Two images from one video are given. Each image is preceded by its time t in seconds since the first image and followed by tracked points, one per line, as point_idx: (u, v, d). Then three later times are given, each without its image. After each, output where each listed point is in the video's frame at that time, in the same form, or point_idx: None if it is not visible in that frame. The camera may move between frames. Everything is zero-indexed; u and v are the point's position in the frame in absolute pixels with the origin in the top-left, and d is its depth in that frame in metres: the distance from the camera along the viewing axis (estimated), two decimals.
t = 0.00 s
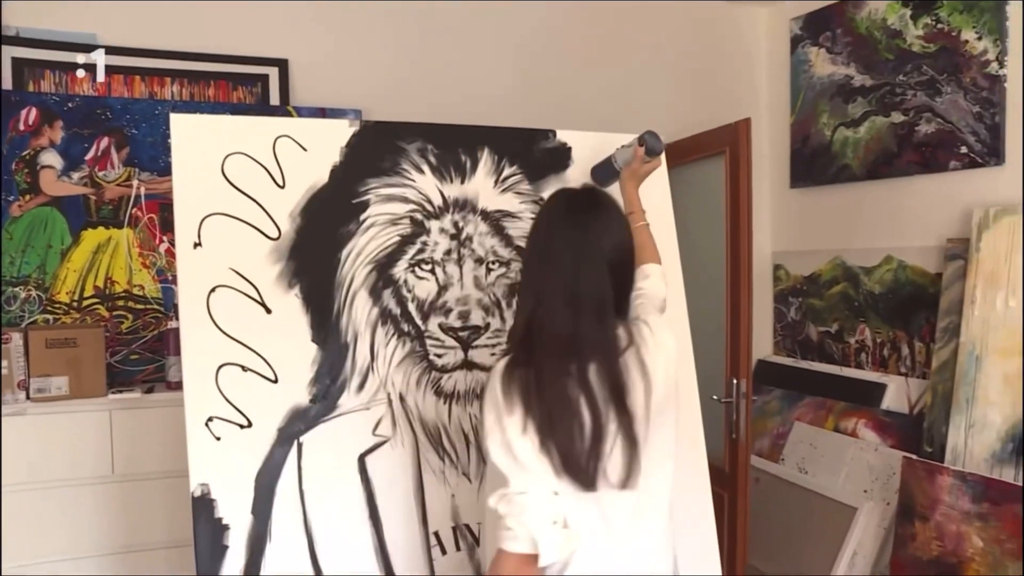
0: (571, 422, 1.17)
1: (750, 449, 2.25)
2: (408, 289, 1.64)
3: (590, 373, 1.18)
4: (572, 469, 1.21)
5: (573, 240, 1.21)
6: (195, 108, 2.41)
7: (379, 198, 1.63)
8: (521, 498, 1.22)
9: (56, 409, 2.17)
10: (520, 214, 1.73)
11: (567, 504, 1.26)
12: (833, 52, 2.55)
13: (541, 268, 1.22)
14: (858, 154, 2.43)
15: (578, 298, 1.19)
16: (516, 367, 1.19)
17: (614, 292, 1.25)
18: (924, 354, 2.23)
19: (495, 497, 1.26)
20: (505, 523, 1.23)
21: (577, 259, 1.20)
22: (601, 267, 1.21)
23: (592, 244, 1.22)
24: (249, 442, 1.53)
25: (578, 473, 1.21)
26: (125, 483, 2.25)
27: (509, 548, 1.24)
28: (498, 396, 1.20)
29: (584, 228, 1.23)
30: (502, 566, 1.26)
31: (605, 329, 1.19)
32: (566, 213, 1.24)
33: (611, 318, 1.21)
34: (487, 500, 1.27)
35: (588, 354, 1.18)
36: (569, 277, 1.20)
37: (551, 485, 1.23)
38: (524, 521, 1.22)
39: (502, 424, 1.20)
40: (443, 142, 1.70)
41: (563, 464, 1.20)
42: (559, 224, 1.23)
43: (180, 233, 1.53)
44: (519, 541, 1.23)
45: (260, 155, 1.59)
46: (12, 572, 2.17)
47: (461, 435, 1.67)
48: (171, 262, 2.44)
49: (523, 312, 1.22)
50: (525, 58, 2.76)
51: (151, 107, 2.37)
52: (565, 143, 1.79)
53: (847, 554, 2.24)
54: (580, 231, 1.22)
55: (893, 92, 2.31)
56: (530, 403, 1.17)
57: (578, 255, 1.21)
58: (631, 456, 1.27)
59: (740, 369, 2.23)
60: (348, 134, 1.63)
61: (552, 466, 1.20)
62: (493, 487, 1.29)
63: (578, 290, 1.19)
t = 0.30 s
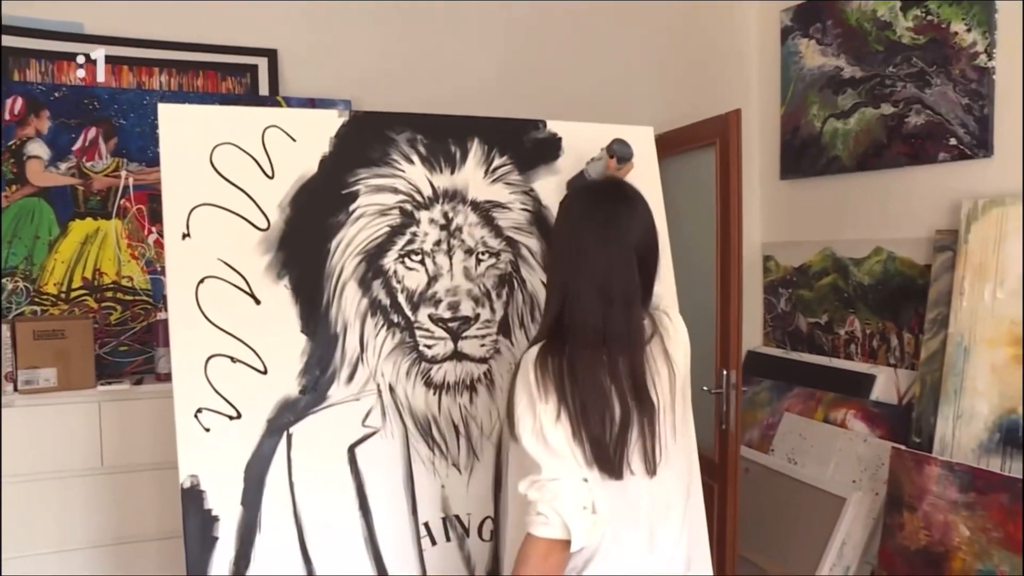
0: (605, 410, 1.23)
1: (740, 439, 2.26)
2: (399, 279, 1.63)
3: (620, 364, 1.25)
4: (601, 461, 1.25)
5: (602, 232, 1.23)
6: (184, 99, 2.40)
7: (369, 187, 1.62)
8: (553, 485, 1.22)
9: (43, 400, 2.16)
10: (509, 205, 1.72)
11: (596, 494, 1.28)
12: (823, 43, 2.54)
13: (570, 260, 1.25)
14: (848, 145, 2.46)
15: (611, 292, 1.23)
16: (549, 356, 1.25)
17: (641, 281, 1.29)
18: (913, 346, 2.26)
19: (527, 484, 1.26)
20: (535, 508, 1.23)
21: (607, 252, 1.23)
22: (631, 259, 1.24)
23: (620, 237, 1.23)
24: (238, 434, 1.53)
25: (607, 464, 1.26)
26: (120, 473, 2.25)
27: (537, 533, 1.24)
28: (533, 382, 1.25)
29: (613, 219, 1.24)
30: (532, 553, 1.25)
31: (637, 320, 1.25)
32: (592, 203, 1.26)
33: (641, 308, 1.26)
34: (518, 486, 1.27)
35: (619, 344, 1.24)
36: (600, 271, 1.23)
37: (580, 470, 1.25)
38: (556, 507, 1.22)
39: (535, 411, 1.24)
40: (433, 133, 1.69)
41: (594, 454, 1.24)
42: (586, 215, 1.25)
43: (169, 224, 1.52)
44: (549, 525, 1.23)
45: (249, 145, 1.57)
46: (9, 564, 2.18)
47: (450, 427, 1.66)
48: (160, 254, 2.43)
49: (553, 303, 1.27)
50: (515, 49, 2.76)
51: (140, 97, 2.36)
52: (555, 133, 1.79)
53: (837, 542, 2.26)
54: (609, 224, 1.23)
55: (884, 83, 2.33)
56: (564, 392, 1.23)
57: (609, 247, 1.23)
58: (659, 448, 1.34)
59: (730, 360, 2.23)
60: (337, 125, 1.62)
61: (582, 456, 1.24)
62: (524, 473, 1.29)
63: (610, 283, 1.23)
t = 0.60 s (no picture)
0: (609, 396, 1.22)
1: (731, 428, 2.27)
2: (391, 267, 1.62)
3: (625, 351, 1.22)
4: (604, 447, 1.24)
5: (611, 220, 1.21)
6: (174, 87, 2.38)
7: (359, 175, 1.61)
8: (553, 468, 1.22)
9: (33, 390, 2.15)
10: (500, 193, 1.71)
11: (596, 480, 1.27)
12: (814, 32, 2.54)
13: (578, 246, 1.23)
14: (840, 136, 2.46)
15: (620, 280, 1.20)
16: (554, 341, 1.24)
17: (650, 268, 1.27)
18: (904, 336, 2.25)
19: (527, 466, 1.26)
20: (535, 490, 1.23)
21: (617, 239, 1.20)
22: (640, 246, 1.22)
23: (630, 224, 1.21)
24: (229, 423, 1.53)
25: (610, 450, 1.25)
26: (111, 463, 2.24)
27: (536, 514, 1.23)
28: (537, 366, 1.24)
29: (623, 206, 1.22)
30: (530, 535, 1.24)
31: (643, 308, 1.22)
32: (603, 189, 1.23)
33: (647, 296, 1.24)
34: (518, 469, 1.27)
35: (625, 332, 1.22)
36: (608, 258, 1.21)
37: (580, 454, 1.25)
38: (555, 489, 1.21)
39: (538, 395, 1.23)
40: (424, 121, 1.67)
41: (596, 439, 1.24)
42: (596, 202, 1.23)
43: (159, 213, 1.50)
44: (548, 507, 1.22)
45: (239, 133, 1.56)
46: None
47: (442, 416, 1.66)
48: (150, 243, 2.42)
49: (562, 287, 1.25)
50: (507, 37, 2.75)
51: (129, 86, 2.35)
52: (546, 121, 1.78)
53: (826, 532, 2.27)
54: (619, 211, 1.21)
55: (875, 73, 2.32)
56: (569, 377, 1.22)
57: (619, 235, 1.21)
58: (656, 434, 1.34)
59: (721, 349, 2.24)
60: (329, 112, 1.60)
61: (583, 440, 1.24)
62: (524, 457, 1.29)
63: (618, 270, 1.20)
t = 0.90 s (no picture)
0: (604, 377, 1.22)
1: (726, 418, 2.27)
2: (384, 257, 1.62)
3: (620, 332, 1.22)
4: (600, 427, 1.24)
5: (607, 203, 1.20)
6: (167, 75, 2.38)
7: (354, 165, 1.60)
8: (550, 447, 1.22)
9: (26, 380, 2.15)
10: (495, 183, 1.71)
11: (593, 460, 1.27)
12: (810, 23, 2.54)
13: (573, 229, 1.22)
14: (835, 125, 2.44)
15: (615, 263, 1.20)
16: (554, 323, 1.24)
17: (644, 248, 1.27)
18: (899, 326, 2.26)
19: (524, 445, 1.27)
20: (533, 468, 1.23)
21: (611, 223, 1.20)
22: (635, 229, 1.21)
23: (625, 208, 1.20)
24: (223, 413, 1.53)
25: (607, 430, 1.25)
26: (106, 454, 2.25)
27: (532, 491, 1.23)
28: (536, 345, 1.25)
29: (618, 189, 1.21)
30: (526, 512, 1.24)
31: (638, 290, 1.22)
32: (598, 172, 1.22)
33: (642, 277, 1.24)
34: (516, 448, 1.28)
35: (619, 315, 1.21)
36: (603, 242, 1.20)
37: (578, 432, 1.25)
38: (552, 467, 1.21)
39: (534, 373, 1.24)
40: (419, 110, 1.65)
41: (593, 418, 1.24)
42: (592, 184, 1.22)
43: (152, 202, 1.49)
44: (545, 485, 1.22)
45: (232, 122, 1.54)
46: None
47: (437, 407, 1.66)
48: (144, 233, 2.42)
49: (558, 267, 1.25)
50: (502, 27, 2.74)
51: (122, 75, 2.34)
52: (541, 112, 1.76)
53: (821, 522, 2.28)
54: (614, 194, 1.21)
55: (870, 63, 2.30)
56: (567, 360, 1.22)
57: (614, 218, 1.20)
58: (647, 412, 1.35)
59: (716, 339, 2.23)
60: (323, 101, 1.58)
61: (581, 421, 1.24)
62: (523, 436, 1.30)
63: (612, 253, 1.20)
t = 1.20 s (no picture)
0: (611, 347, 1.21)
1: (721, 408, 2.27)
2: (381, 247, 1.62)
3: (626, 303, 1.22)
4: (612, 394, 1.24)
5: (609, 177, 1.20)
6: (161, 65, 2.37)
7: (349, 156, 1.60)
8: (564, 415, 1.20)
9: (21, 372, 2.14)
10: (490, 174, 1.70)
11: (605, 425, 1.24)
12: (806, 13, 2.53)
13: (575, 203, 1.22)
14: (832, 116, 2.43)
15: (618, 234, 1.20)
16: (559, 292, 1.24)
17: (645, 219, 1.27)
18: (894, 316, 2.26)
19: (538, 414, 1.24)
20: (547, 436, 1.21)
21: (615, 194, 1.20)
22: (637, 200, 1.21)
23: (627, 181, 1.20)
24: (218, 404, 1.53)
25: (618, 398, 1.24)
26: (99, 446, 2.24)
27: (549, 460, 1.21)
28: (544, 313, 1.24)
29: (620, 162, 1.21)
30: (543, 483, 1.22)
31: (641, 261, 1.22)
32: (598, 147, 1.22)
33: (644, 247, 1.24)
34: (529, 418, 1.26)
35: (623, 286, 1.21)
36: (606, 214, 1.20)
37: (590, 400, 1.23)
38: (569, 435, 1.20)
39: (547, 340, 1.23)
40: (414, 101, 1.65)
41: (605, 386, 1.23)
42: (593, 158, 1.22)
43: (146, 194, 1.49)
44: (562, 453, 1.20)
45: (226, 113, 1.53)
46: None
47: (433, 396, 1.67)
48: (139, 224, 2.41)
49: (562, 240, 1.24)
50: (497, 16, 2.73)
51: (116, 65, 2.33)
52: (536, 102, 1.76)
53: (817, 512, 2.28)
54: (616, 166, 1.21)
55: (866, 54, 2.30)
56: (576, 328, 1.21)
57: (617, 190, 1.20)
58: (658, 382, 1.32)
59: (712, 330, 2.23)
60: (317, 92, 1.58)
61: (592, 387, 1.23)
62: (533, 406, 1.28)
63: (615, 224, 1.20)
